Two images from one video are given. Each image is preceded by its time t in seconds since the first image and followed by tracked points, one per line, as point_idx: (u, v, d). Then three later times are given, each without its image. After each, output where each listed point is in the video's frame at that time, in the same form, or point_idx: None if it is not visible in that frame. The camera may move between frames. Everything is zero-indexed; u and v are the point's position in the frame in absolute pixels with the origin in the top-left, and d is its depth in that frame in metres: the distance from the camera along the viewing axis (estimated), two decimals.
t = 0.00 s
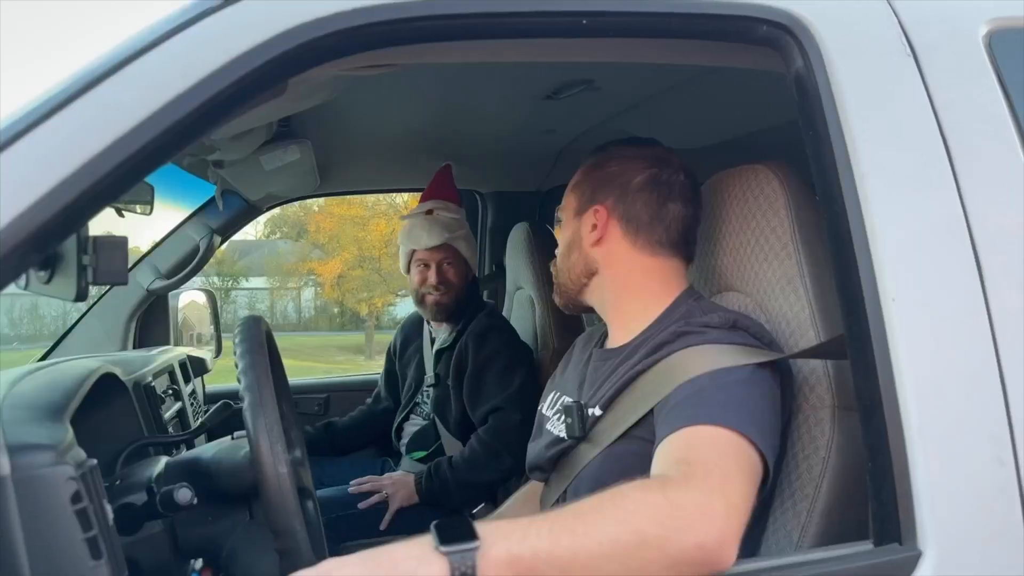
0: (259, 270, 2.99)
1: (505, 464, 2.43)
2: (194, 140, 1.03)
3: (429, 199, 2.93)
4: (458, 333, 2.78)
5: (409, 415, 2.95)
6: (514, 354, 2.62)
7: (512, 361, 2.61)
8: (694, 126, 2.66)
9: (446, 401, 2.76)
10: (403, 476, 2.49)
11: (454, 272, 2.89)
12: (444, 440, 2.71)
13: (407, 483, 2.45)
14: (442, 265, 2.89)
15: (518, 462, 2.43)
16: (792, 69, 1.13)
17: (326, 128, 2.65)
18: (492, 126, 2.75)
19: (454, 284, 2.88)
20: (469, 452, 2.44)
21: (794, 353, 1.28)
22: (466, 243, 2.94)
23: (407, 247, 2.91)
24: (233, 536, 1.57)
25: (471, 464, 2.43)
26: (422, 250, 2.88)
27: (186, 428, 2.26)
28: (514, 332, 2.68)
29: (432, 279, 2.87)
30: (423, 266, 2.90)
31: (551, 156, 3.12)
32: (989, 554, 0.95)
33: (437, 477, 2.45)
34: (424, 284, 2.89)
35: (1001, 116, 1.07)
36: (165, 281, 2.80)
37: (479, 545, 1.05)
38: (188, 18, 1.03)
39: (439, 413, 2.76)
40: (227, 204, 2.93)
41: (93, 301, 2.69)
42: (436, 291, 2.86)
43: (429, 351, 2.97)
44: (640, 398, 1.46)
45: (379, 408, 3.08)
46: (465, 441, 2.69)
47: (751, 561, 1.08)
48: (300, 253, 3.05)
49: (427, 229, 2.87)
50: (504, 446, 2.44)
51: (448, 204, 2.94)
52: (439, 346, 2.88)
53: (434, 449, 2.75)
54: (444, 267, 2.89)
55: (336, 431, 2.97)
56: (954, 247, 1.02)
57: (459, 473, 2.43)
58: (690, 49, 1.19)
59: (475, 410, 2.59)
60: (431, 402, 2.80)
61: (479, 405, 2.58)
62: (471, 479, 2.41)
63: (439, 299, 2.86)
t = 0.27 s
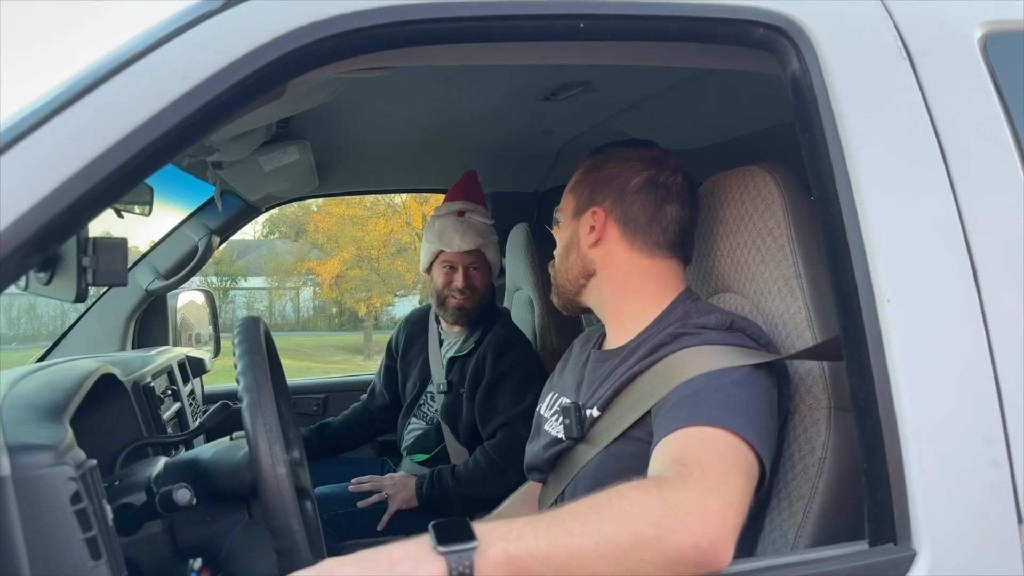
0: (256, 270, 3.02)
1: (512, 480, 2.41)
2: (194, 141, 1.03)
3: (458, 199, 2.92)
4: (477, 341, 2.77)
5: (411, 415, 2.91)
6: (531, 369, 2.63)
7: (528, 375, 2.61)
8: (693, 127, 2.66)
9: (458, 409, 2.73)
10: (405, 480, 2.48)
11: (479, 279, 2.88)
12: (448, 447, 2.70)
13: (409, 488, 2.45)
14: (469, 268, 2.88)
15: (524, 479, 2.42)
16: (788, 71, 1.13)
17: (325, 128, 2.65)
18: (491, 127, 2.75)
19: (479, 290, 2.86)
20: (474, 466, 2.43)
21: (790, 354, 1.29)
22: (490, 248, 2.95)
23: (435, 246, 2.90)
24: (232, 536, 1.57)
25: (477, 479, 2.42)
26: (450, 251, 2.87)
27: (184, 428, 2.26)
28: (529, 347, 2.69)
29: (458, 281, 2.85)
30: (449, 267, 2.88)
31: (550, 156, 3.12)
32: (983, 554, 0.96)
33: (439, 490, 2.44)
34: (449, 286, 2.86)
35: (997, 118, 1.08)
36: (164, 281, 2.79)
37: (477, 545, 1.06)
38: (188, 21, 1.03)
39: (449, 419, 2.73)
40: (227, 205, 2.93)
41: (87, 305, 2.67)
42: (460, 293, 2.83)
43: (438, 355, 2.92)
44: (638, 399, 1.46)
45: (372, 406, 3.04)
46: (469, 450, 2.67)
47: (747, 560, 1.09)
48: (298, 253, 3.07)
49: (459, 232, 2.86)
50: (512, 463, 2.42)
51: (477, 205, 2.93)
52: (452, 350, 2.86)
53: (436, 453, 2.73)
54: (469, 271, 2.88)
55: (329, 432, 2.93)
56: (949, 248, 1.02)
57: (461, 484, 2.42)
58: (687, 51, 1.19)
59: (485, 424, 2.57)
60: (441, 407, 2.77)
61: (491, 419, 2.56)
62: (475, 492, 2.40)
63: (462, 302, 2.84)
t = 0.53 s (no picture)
0: (254, 269, 3.03)
1: (502, 479, 2.41)
2: (190, 141, 1.04)
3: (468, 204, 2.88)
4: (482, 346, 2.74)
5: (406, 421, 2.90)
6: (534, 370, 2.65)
7: (530, 378, 2.63)
8: (690, 128, 2.67)
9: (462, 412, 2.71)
10: (398, 477, 2.49)
11: (489, 286, 2.83)
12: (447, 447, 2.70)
13: (402, 486, 2.46)
14: (480, 276, 2.83)
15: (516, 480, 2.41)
16: (783, 72, 1.14)
17: (323, 128, 2.65)
18: (488, 127, 2.75)
19: (489, 298, 2.82)
20: (468, 465, 2.44)
21: (784, 354, 1.29)
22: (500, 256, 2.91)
23: (445, 253, 2.83)
24: (227, 534, 1.57)
25: (468, 478, 2.43)
26: (462, 258, 2.80)
27: (181, 428, 2.26)
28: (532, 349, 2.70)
29: (470, 288, 2.79)
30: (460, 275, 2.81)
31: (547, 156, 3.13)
32: (976, 554, 0.96)
33: (432, 491, 2.44)
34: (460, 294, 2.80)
35: (990, 118, 1.08)
36: (161, 281, 2.79)
37: (471, 544, 1.06)
38: (184, 19, 1.04)
39: (451, 423, 2.71)
40: (223, 205, 2.94)
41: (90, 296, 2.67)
42: (472, 301, 2.77)
43: (433, 358, 2.88)
44: (633, 399, 1.47)
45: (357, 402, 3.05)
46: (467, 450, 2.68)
47: (741, 559, 1.09)
48: (296, 253, 3.09)
49: (473, 240, 2.81)
50: (502, 463, 2.42)
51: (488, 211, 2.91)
52: (453, 356, 2.82)
53: (433, 458, 2.73)
54: (481, 279, 2.83)
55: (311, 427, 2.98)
56: (942, 248, 1.03)
57: (455, 483, 2.43)
58: (681, 52, 1.20)
59: (484, 425, 2.58)
60: (443, 412, 2.74)
61: (490, 419, 2.56)
62: (469, 492, 2.41)
63: (473, 310, 2.77)
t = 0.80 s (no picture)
0: (253, 270, 2.99)
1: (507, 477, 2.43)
2: (188, 140, 1.04)
3: (428, 205, 2.95)
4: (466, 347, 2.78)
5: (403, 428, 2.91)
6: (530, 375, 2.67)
7: (520, 374, 2.65)
8: (686, 128, 2.67)
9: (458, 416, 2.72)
10: (398, 480, 2.47)
11: (458, 283, 2.92)
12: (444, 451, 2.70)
13: (402, 490, 2.44)
14: (448, 274, 2.92)
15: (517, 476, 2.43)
16: (778, 72, 1.14)
17: (321, 128, 2.66)
18: (485, 127, 2.75)
19: (460, 294, 2.90)
20: (468, 463, 2.46)
21: (780, 353, 1.29)
22: (464, 251, 3.00)
23: (412, 254, 2.93)
24: (225, 532, 1.58)
25: (469, 477, 2.45)
26: (428, 257, 2.90)
27: (179, 426, 2.27)
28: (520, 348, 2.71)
29: (440, 288, 2.88)
30: (429, 276, 2.91)
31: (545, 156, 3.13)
32: (970, 550, 0.97)
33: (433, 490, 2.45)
34: (431, 293, 2.88)
35: (984, 118, 1.09)
36: (159, 280, 2.80)
37: (467, 541, 1.07)
38: (183, 19, 1.04)
39: (447, 428, 2.72)
40: (221, 205, 2.98)
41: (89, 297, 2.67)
42: (444, 299, 2.85)
43: (423, 364, 2.91)
44: (628, 398, 1.47)
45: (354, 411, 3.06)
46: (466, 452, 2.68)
47: (736, 556, 1.09)
48: (294, 253, 3.05)
49: (434, 238, 2.91)
50: (503, 459, 2.44)
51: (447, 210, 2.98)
52: (442, 360, 2.86)
53: (432, 460, 2.72)
54: (449, 276, 2.92)
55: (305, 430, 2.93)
56: (936, 247, 1.03)
57: (458, 486, 2.44)
58: (677, 52, 1.20)
59: (480, 425, 2.60)
60: (437, 418, 2.75)
61: (485, 420, 2.58)
62: (471, 491, 2.43)
63: (446, 308, 2.85)
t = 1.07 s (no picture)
0: (251, 269, 3.00)
1: (503, 460, 2.44)
2: (191, 140, 1.04)
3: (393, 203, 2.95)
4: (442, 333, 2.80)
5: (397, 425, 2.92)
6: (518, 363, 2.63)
7: (504, 353, 2.62)
8: (686, 127, 2.67)
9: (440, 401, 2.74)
10: (395, 473, 2.50)
11: (429, 274, 2.93)
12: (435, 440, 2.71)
13: (400, 481, 2.47)
14: (418, 267, 2.93)
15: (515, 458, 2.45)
16: (779, 72, 1.15)
17: (320, 128, 2.66)
18: (485, 127, 2.76)
19: (431, 286, 2.91)
20: (465, 446, 2.46)
21: (781, 353, 1.29)
22: (433, 243, 2.98)
23: (380, 252, 2.92)
24: (228, 531, 1.58)
25: (466, 460, 2.44)
26: (395, 254, 2.90)
27: (179, 426, 2.27)
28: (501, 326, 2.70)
29: (410, 282, 2.89)
30: (399, 271, 2.91)
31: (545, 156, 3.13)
32: (971, 549, 0.97)
33: (429, 473, 2.47)
34: (402, 289, 2.89)
35: (984, 118, 1.09)
36: (159, 280, 2.79)
37: (470, 539, 1.07)
38: (185, 19, 1.04)
39: (433, 415, 2.74)
40: (222, 204, 2.96)
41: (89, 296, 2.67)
42: (415, 294, 2.87)
43: (410, 358, 2.95)
44: (630, 398, 1.48)
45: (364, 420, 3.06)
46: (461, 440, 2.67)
47: (738, 555, 1.10)
48: (293, 252, 3.06)
49: (398, 234, 2.90)
50: (501, 442, 2.45)
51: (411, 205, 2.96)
52: (423, 350, 2.87)
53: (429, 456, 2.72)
54: (419, 269, 2.93)
55: (318, 436, 2.93)
56: (938, 248, 1.04)
57: (454, 469, 2.44)
58: (677, 52, 1.20)
59: (469, 408, 2.58)
60: (423, 405, 2.77)
61: (473, 403, 2.57)
62: (468, 473, 2.43)
63: (419, 302, 2.87)
